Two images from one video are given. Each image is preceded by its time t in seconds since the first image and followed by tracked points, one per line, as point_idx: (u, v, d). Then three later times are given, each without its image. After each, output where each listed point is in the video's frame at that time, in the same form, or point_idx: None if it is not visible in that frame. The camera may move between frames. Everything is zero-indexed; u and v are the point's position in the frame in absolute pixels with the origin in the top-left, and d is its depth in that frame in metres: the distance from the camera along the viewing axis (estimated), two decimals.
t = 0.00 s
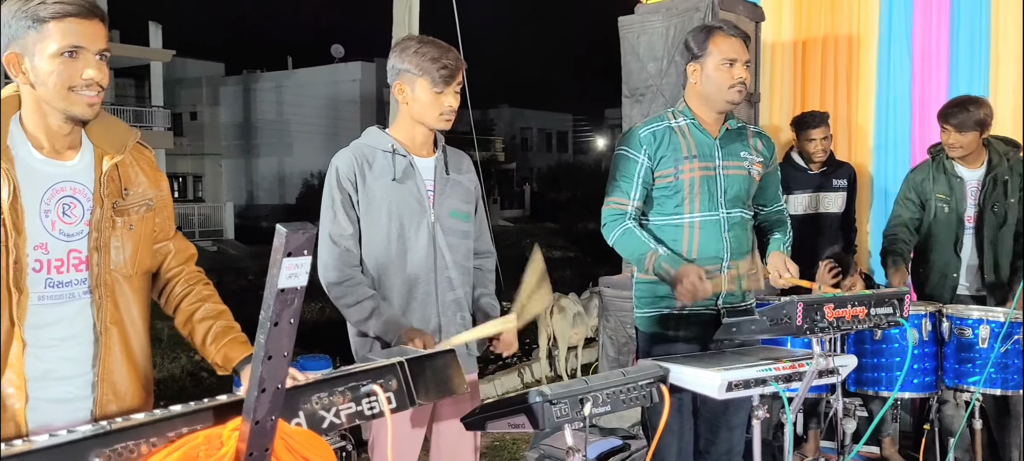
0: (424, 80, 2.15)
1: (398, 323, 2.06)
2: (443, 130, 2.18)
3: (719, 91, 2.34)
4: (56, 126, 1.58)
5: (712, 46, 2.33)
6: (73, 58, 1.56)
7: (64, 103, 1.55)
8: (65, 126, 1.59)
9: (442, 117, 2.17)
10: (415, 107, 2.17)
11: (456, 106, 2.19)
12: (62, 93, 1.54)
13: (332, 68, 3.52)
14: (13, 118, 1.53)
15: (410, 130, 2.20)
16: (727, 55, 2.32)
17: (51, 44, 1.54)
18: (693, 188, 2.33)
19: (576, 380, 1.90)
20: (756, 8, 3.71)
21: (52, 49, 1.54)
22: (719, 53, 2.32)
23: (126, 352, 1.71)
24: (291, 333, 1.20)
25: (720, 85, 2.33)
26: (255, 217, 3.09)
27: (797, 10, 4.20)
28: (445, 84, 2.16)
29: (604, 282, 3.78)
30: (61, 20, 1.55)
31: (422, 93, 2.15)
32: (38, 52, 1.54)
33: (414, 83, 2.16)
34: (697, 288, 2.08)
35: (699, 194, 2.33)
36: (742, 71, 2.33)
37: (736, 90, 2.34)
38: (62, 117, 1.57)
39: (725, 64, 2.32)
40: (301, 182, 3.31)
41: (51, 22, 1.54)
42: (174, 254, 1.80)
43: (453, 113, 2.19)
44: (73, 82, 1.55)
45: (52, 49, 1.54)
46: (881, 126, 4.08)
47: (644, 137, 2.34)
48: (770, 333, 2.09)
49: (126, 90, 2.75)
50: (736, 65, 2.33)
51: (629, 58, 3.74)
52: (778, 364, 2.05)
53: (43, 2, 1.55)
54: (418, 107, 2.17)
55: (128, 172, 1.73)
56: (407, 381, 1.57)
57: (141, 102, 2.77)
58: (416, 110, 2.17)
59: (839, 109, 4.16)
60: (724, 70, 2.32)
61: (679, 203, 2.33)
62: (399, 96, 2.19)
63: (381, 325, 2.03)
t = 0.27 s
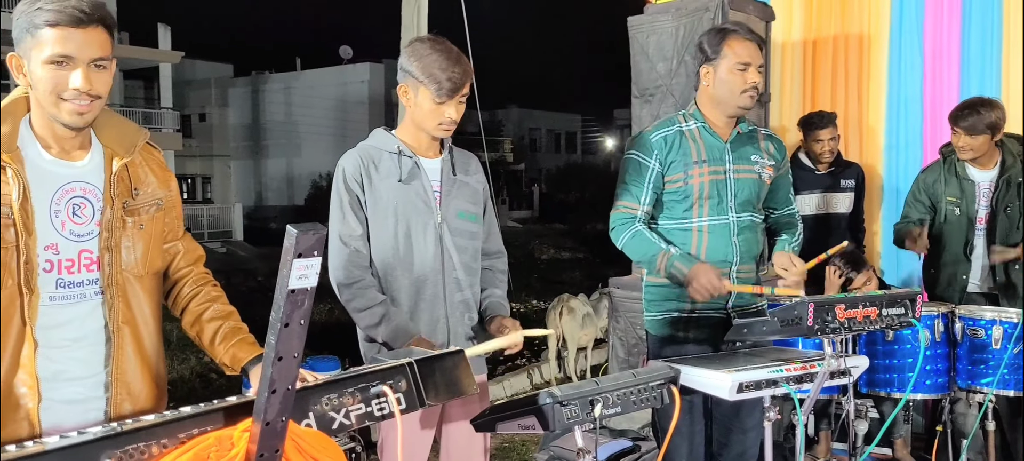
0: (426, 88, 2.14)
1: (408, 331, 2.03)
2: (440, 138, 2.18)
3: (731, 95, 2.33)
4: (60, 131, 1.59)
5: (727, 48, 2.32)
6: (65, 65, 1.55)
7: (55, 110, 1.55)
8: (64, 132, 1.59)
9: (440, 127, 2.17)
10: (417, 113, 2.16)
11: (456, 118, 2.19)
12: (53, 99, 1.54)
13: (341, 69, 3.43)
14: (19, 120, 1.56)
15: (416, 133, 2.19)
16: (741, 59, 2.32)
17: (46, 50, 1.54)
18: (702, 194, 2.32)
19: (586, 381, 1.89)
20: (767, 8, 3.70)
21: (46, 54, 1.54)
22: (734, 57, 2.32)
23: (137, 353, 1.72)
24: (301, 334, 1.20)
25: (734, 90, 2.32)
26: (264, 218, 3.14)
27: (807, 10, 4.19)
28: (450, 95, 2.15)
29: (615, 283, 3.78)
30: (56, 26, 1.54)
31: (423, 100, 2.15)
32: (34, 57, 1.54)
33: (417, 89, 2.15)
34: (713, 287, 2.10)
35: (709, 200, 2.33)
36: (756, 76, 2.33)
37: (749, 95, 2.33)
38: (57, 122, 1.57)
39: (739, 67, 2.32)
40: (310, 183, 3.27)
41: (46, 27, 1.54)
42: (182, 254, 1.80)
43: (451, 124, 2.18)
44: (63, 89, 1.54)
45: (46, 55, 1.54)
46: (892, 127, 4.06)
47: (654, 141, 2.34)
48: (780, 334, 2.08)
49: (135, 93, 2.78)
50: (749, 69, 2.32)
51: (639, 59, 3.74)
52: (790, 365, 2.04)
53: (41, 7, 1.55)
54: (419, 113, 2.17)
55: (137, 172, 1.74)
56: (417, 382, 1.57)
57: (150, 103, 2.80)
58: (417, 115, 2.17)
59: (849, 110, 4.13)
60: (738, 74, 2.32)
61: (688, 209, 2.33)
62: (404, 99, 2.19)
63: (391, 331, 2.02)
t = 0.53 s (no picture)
0: (438, 89, 2.13)
1: (415, 319, 2.01)
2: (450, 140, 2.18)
3: (731, 94, 2.32)
4: (72, 129, 1.59)
5: (727, 47, 2.32)
6: (71, 63, 1.53)
7: (64, 109, 1.55)
8: (76, 130, 1.59)
9: (450, 129, 2.16)
10: (427, 113, 2.16)
11: (466, 120, 2.17)
12: (60, 98, 1.54)
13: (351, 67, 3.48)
14: (33, 119, 1.57)
15: (426, 131, 2.19)
16: (740, 58, 2.30)
17: (53, 49, 1.53)
18: (713, 193, 2.32)
19: (597, 380, 1.89)
20: (778, 7, 3.68)
21: (52, 53, 1.53)
22: (733, 56, 2.31)
23: (146, 350, 1.72)
24: (313, 332, 1.19)
25: (733, 90, 2.32)
26: (274, 215, 3.11)
27: (818, 10, 4.17)
28: (461, 98, 2.14)
29: (624, 282, 3.78)
30: (63, 24, 1.53)
31: (433, 100, 2.14)
32: (42, 56, 1.53)
33: (428, 90, 2.14)
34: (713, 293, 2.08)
35: (720, 200, 2.32)
36: (756, 75, 2.30)
37: (749, 93, 2.31)
38: (67, 120, 1.57)
39: (738, 67, 2.30)
40: (319, 181, 3.35)
41: (52, 26, 1.52)
42: (194, 252, 1.80)
43: (461, 125, 2.17)
44: (70, 88, 1.53)
45: (53, 54, 1.52)
46: (903, 128, 4.04)
47: (667, 140, 2.33)
48: (791, 334, 2.09)
49: (146, 89, 2.76)
50: (749, 68, 2.30)
51: (649, 58, 3.73)
52: (801, 365, 2.04)
53: (47, 6, 1.53)
54: (429, 112, 2.16)
55: (149, 171, 1.75)
56: (427, 381, 1.57)
57: (161, 101, 2.78)
58: (428, 115, 2.17)
59: (860, 110, 4.12)
60: (735, 74, 2.31)
61: (698, 208, 2.32)
62: (415, 98, 2.18)
63: (399, 321, 2.00)
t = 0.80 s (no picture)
0: (449, 91, 2.13)
1: (432, 328, 2.02)
2: (461, 140, 2.18)
3: (749, 92, 2.32)
4: (84, 128, 1.59)
5: (743, 46, 2.31)
6: (83, 62, 1.54)
7: (75, 107, 1.55)
8: (87, 129, 1.60)
9: (460, 130, 2.17)
10: (437, 114, 2.17)
11: (477, 122, 2.17)
12: (71, 96, 1.54)
13: (363, 67, 3.50)
14: (46, 118, 1.58)
15: (436, 131, 2.20)
16: (757, 56, 2.30)
17: (66, 47, 1.53)
18: (729, 192, 2.32)
19: (607, 381, 1.89)
20: (789, 8, 3.67)
21: (66, 51, 1.53)
22: (750, 55, 2.30)
23: (157, 350, 1.72)
24: (324, 332, 1.19)
25: (751, 87, 2.31)
26: (284, 215, 3.12)
27: (829, 11, 4.16)
28: (473, 101, 2.13)
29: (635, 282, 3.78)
30: (75, 23, 1.53)
31: (445, 102, 2.14)
32: (54, 55, 1.54)
33: (440, 90, 2.14)
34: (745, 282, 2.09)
35: (735, 198, 2.32)
36: (774, 72, 2.31)
37: (767, 92, 2.31)
38: (78, 119, 1.57)
39: (755, 65, 2.30)
40: (330, 180, 3.34)
41: (65, 25, 1.53)
42: (207, 252, 1.81)
43: (472, 127, 2.17)
44: (80, 87, 1.54)
45: (65, 53, 1.53)
46: (915, 130, 4.03)
47: (682, 140, 2.32)
48: (802, 334, 2.09)
49: (157, 88, 2.77)
50: (766, 66, 2.30)
51: (660, 58, 3.73)
52: (811, 366, 2.04)
53: (60, 4, 1.54)
54: (440, 114, 2.17)
55: (162, 171, 1.75)
56: (439, 381, 1.57)
57: (173, 99, 2.80)
58: (437, 116, 2.17)
59: (871, 109, 4.11)
60: (753, 72, 2.30)
61: (715, 208, 2.32)
62: (426, 99, 2.19)
63: (415, 328, 2.01)
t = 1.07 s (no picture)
0: (457, 94, 2.14)
1: (438, 326, 2.03)
2: (468, 143, 2.19)
3: (753, 96, 2.32)
4: (93, 130, 1.60)
5: (749, 49, 2.32)
6: (96, 67, 1.54)
7: (86, 110, 1.56)
8: (96, 131, 1.61)
9: (467, 133, 2.17)
10: (445, 118, 2.18)
11: (484, 125, 2.18)
12: (83, 99, 1.55)
13: (369, 69, 3.54)
14: (54, 121, 1.59)
15: (443, 134, 2.21)
16: (763, 59, 2.30)
17: (79, 52, 1.54)
18: (735, 195, 2.32)
19: (615, 382, 1.89)
20: (798, 10, 3.68)
21: (79, 55, 1.54)
22: (756, 57, 2.31)
23: (166, 351, 1.73)
24: (333, 332, 1.19)
25: (756, 90, 2.32)
26: (291, 217, 3.16)
27: (839, 13, 4.16)
28: (480, 104, 2.14)
29: (642, 285, 3.78)
30: (90, 28, 1.54)
31: (452, 105, 2.15)
32: (67, 58, 1.54)
33: (447, 94, 2.15)
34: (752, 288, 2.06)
35: (742, 202, 2.32)
36: (779, 76, 2.31)
37: (772, 95, 2.31)
38: (89, 121, 1.58)
39: (760, 68, 2.31)
40: (337, 182, 3.34)
41: (79, 29, 1.53)
42: (214, 253, 1.81)
43: (479, 130, 2.18)
44: (93, 90, 1.54)
45: (78, 56, 1.53)
46: (923, 132, 4.03)
47: (688, 142, 2.32)
48: (809, 337, 2.08)
49: (164, 90, 2.80)
50: (772, 69, 2.30)
51: (668, 60, 3.75)
52: (818, 369, 2.04)
53: (74, 9, 1.54)
54: (447, 117, 2.18)
55: (169, 173, 1.76)
56: (447, 382, 1.57)
57: (179, 102, 2.82)
58: (445, 120, 2.18)
59: (880, 111, 4.10)
60: (758, 75, 2.31)
61: (721, 210, 2.32)
62: (434, 102, 2.20)
63: (422, 326, 2.01)
